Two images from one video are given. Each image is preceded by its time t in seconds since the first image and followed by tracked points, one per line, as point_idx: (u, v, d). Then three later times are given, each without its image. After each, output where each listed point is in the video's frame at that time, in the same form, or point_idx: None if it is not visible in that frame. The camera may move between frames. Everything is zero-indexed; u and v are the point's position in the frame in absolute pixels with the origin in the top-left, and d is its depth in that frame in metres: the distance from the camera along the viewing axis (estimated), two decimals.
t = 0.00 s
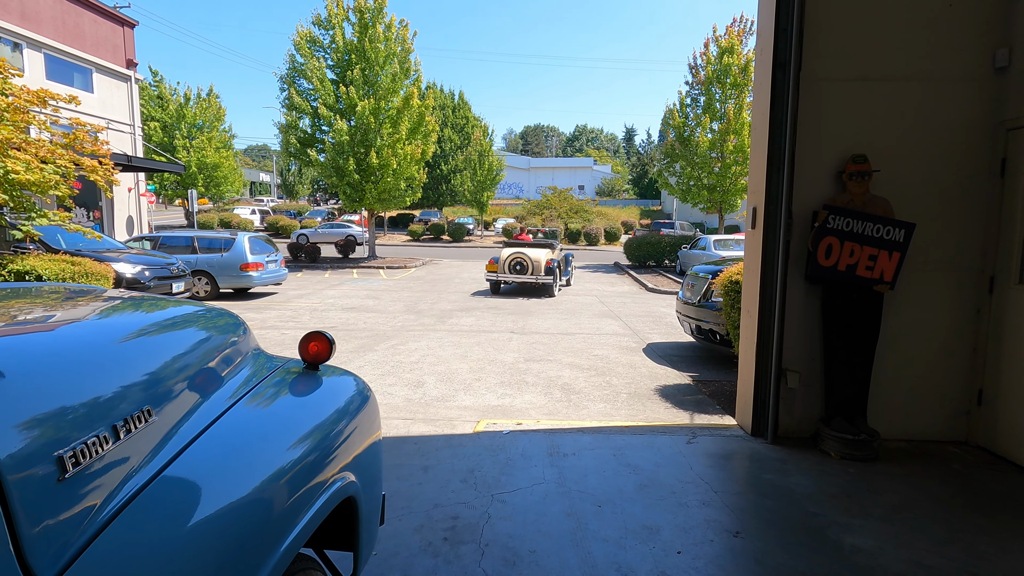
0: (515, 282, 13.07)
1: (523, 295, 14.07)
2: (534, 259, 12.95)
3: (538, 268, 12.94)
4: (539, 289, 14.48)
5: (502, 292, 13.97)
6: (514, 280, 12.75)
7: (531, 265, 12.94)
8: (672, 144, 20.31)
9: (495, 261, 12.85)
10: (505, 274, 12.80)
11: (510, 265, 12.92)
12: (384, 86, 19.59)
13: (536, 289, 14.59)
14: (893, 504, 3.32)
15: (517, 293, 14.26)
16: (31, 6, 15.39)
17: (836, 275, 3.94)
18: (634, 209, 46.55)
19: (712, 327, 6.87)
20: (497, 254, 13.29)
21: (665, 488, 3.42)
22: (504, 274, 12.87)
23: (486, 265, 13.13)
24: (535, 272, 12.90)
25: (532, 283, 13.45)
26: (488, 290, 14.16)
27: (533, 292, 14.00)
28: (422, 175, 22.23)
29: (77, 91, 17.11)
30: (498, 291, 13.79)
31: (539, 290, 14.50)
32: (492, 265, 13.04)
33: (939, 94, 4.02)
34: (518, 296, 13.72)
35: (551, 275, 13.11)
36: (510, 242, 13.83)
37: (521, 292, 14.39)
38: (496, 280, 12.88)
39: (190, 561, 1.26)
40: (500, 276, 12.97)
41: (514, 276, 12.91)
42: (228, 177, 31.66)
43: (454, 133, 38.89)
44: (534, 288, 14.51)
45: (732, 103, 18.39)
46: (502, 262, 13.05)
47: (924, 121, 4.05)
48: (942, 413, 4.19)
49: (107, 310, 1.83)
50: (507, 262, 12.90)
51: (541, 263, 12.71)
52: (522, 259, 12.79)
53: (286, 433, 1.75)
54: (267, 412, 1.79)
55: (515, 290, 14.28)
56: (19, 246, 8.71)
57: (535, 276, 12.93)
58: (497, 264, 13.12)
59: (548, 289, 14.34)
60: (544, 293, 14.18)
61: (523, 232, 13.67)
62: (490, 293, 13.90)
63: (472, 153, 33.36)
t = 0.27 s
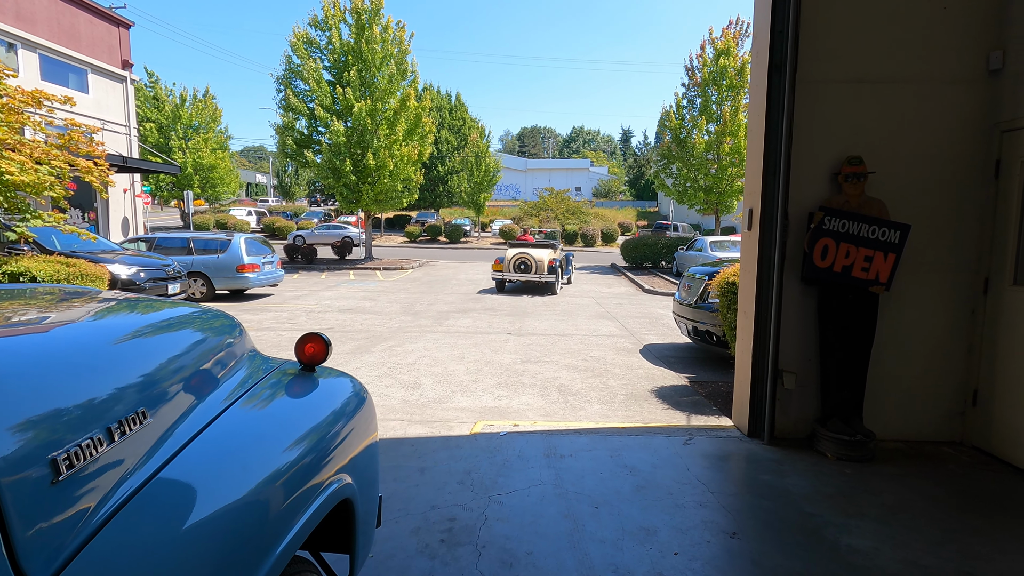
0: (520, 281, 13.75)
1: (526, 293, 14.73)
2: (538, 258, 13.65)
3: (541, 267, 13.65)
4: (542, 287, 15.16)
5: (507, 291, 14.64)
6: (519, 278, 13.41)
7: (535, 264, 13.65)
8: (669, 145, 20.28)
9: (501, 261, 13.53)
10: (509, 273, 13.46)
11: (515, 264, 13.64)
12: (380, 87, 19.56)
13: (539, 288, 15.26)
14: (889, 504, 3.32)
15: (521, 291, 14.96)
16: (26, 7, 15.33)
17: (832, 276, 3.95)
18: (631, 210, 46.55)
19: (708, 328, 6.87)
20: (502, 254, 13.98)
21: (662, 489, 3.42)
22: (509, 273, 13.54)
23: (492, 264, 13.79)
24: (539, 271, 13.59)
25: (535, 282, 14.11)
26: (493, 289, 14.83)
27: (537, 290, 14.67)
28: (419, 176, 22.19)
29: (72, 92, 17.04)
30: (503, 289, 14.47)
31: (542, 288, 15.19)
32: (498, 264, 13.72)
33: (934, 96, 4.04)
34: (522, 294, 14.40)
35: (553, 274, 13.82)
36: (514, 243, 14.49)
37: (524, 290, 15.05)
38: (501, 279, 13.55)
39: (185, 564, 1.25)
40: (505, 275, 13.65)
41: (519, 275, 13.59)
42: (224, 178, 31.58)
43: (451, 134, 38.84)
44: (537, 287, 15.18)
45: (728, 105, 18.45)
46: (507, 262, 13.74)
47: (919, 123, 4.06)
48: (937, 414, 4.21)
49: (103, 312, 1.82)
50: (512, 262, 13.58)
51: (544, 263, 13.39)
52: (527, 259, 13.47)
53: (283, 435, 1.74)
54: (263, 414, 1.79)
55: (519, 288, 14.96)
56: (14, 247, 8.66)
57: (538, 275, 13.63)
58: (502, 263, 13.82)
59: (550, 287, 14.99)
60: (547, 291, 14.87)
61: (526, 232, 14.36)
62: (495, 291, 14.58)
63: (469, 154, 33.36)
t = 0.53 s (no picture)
0: (524, 280, 14.33)
1: (529, 291, 15.32)
2: (542, 258, 14.26)
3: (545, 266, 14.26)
4: (544, 285, 15.73)
5: (511, 289, 15.23)
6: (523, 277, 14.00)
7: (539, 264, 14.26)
8: (666, 146, 20.30)
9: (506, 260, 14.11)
10: (514, 272, 14.05)
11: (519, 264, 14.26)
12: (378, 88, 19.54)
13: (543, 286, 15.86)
14: (886, 506, 3.33)
15: (524, 289, 15.56)
16: (21, 7, 15.29)
17: (829, 278, 3.96)
18: (628, 211, 46.57)
19: (706, 329, 6.88)
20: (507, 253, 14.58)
21: (660, 491, 3.43)
22: (514, 272, 14.14)
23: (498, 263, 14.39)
24: (543, 271, 14.19)
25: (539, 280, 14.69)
26: (499, 287, 15.43)
27: (541, 288, 15.30)
28: (416, 177, 22.15)
29: (68, 92, 16.99)
30: (508, 287, 15.08)
31: (546, 286, 15.79)
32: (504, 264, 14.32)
33: (929, 99, 4.06)
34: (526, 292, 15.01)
35: (557, 273, 14.43)
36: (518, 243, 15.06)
37: (528, 289, 15.64)
38: (506, 277, 14.16)
39: (183, 568, 1.25)
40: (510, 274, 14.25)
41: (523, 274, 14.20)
42: (221, 178, 31.51)
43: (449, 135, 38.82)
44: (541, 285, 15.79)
45: (725, 106, 18.48)
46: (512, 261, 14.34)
47: (915, 125, 4.08)
48: (933, 415, 4.22)
49: (101, 315, 1.82)
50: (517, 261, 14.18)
51: (548, 263, 13.99)
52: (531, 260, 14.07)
53: (281, 438, 1.74)
54: (261, 417, 1.79)
55: (524, 286, 15.54)
56: (9, 248, 8.63)
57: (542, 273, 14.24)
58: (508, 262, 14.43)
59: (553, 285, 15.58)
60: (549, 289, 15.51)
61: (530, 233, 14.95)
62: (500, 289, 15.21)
63: (467, 155, 33.35)
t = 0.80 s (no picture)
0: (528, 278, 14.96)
1: (533, 289, 15.97)
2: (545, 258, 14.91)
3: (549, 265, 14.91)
4: (547, 283, 16.36)
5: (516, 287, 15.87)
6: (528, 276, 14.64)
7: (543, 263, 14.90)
8: (666, 147, 20.31)
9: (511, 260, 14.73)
10: (519, 271, 14.69)
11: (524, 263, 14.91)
12: (377, 88, 19.51)
13: (546, 284, 16.53)
14: (885, 506, 3.33)
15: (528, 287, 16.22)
16: (20, 7, 15.27)
17: (827, 279, 3.96)
18: (627, 212, 46.56)
19: (704, 331, 6.88)
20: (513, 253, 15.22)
21: (659, 492, 3.42)
22: (519, 271, 14.77)
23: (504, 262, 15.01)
24: (546, 269, 14.83)
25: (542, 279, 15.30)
26: (504, 285, 16.07)
27: (544, 286, 15.94)
28: (415, 177, 22.12)
29: (67, 92, 16.96)
30: (512, 286, 15.70)
31: (548, 285, 16.42)
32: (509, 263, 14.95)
33: (928, 100, 4.06)
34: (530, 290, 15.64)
35: (560, 272, 15.07)
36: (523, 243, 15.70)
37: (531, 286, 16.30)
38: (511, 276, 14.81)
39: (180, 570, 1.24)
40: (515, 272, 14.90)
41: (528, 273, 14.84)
42: (219, 179, 31.48)
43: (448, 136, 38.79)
44: (544, 283, 16.44)
45: (724, 107, 18.48)
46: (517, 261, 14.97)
47: (913, 126, 4.08)
48: (932, 416, 4.22)
49: (98, 316, 1.82)
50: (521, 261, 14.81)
51: (551, 262, 14.62)
52: (535, 259, 14.71)
53: (279, 439, 1.73)
54: (259, 418, 1.78)
55: (528, 284, 16.20)
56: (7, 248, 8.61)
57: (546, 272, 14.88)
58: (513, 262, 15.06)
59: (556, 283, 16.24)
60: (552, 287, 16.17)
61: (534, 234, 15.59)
62: (505, 287, 15.85)
63: (466, 156, 33.32)
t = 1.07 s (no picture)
0: (533, 277, 15.59)
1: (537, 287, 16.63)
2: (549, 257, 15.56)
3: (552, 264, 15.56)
4: (549, 282, 17.00)
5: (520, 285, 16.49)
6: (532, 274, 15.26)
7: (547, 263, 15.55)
8: (665, 148, 20.32)
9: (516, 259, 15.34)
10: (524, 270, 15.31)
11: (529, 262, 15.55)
12: (377, 89, 19.50)
13: (549, 282, 17.20)
14: (885, 507, 3.33)
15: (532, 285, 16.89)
16: (20, 7, 15.29)
17: (828, 279, 3.95)
18: (627, 213, 46.60)
19: (705, 332, 6.88)
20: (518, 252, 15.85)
21: (659, 493, 3.42)
22: (524, 270, 15.39)
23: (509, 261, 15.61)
24: (550, 269, 15.44)
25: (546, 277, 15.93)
26: (508, 283, 16.66)
27: (547, 284, 16.58)
28: (415, 178, 22.09)
29: (66, 93, 16.96)
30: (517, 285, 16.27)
31: (551, 284, 17.03)
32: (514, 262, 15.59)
33: (928, 101, 4.07)
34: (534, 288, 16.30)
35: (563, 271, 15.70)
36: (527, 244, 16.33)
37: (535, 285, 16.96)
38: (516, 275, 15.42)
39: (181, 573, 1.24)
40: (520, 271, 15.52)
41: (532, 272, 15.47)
42: (219, 180, 31.50)
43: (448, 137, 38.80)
44: (548, 282, 17.07)
45: (724, 108, 18.51)
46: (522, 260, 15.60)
47: (913, 127, 4.08)
48: (932, 417, 4.22)
49: (98, 317, 1.81)
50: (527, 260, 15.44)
51: (555, 262, 15.24)
52: (539, 258, 15.33)
53: (279, 440, 1.73)
54: (258, 420, 1.78)
55: (532, 283, 16.83)
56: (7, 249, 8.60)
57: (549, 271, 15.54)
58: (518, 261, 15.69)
59: (559, 282, 16.91)
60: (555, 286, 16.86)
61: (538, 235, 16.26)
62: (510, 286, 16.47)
63: (466, 156, 33.31)
